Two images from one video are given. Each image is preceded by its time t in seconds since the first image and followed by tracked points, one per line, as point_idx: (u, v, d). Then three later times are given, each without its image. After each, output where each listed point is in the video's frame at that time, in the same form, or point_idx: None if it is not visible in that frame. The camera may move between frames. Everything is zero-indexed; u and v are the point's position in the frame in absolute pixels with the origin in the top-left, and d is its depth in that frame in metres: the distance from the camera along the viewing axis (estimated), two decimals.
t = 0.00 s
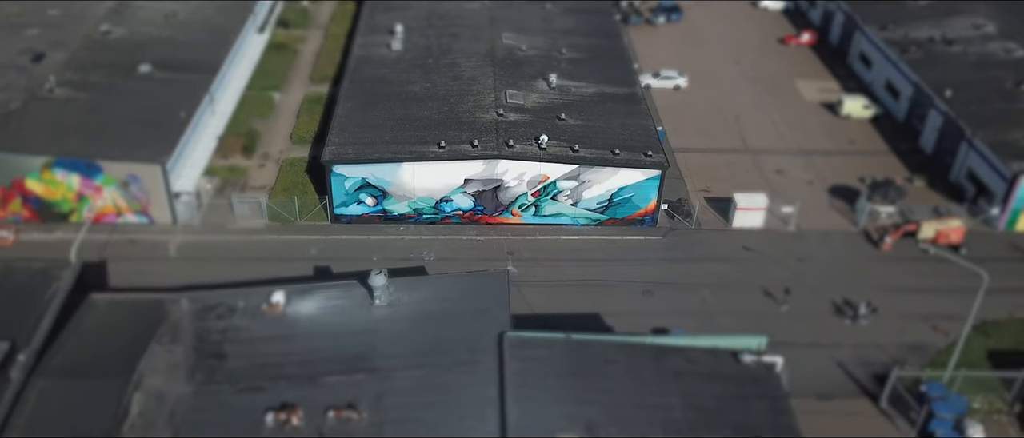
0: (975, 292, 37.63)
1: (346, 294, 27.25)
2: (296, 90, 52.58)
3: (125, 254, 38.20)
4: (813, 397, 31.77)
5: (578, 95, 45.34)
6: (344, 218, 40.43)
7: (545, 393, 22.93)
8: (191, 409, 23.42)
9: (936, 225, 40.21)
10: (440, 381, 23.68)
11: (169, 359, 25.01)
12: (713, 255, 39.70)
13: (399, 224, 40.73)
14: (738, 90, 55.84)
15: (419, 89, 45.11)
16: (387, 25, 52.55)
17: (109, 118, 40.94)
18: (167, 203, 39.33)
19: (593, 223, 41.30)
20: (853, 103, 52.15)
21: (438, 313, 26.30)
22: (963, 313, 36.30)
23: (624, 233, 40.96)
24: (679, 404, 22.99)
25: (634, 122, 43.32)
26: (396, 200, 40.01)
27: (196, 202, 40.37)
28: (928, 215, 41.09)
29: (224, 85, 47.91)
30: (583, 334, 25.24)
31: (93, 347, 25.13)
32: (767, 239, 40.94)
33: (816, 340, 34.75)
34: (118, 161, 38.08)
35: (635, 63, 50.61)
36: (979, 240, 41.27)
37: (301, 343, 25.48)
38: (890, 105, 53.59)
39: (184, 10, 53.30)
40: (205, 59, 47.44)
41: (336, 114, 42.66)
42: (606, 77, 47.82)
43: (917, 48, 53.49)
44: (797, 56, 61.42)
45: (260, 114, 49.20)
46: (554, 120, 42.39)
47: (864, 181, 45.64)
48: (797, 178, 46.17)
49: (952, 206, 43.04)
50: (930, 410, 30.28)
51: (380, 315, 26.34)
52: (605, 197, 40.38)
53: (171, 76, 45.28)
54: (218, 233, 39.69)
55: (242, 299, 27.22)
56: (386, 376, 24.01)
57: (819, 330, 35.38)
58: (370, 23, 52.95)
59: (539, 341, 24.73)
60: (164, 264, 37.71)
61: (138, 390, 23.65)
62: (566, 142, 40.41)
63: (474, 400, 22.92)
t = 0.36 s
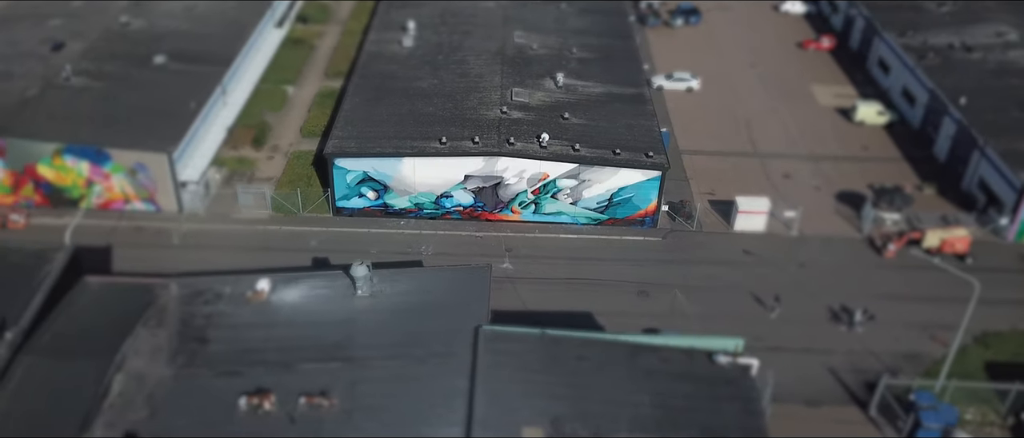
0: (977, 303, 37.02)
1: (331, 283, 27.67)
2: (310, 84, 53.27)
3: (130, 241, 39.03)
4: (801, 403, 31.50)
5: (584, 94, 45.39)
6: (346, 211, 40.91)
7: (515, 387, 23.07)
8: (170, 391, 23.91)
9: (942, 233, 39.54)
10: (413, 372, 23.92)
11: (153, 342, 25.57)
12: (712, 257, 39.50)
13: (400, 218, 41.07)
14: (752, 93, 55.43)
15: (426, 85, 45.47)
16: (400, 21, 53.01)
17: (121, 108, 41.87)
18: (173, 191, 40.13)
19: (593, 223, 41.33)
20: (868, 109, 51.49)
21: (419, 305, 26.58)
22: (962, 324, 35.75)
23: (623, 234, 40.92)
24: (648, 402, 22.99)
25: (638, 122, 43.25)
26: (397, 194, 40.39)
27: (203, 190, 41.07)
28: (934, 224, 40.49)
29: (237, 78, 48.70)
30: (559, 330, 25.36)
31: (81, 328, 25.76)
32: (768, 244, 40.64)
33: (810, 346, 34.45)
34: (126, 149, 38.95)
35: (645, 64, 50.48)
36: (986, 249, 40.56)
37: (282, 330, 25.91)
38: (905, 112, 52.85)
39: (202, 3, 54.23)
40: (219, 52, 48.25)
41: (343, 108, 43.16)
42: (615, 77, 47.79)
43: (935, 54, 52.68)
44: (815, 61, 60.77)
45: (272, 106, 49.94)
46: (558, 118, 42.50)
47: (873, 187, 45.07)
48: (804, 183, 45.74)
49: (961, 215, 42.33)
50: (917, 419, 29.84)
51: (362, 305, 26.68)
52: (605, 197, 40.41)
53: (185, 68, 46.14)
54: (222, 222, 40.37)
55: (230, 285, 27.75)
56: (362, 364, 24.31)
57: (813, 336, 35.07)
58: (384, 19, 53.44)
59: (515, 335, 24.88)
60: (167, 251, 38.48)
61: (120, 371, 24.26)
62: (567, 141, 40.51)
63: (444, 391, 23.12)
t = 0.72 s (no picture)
0: (977, 313, 36.41)
1: (315, 274, 28.07)
2: (323, 79, 53.90)
3: (136, 228, 39.90)
4: (788, 408, 31.21)
5: (590, 94, 45.40)
6: (347, 204, 41.36)
7: (484, 380, 23.21)
8: (149, 373, 24.45)
9: (945, 243, 38.80)
10: (386, 362, 24.17)
11: (138, 325, 26.14)
12: (710, 260, 39.30)
13: (401, 213, 41.43)
14: (765, 97, 55.01)
15: (433, 81, 45.80)
16: (413, 18, 53.43)
17: (133, 98, 42.78)
18: (180, 181, 40.91)
19: (592, 222, 41.31)
20: (881, 115, 50.79)
21: (399, 297, 26.85)
22: (961, 334, 35.19)
23: (622, 234, 40.85)
24: (616, 400, 22.99)
25: (642, 123, 43.12)
26: (398, 189, 40.76)
27: (210, 180, 41.75)
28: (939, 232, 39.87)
29: (250, 71, 49.45)
30: (534, 326, 25.47)
31: (70, 310, 26.52)
32: (768, 248, 40.33)
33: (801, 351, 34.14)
34: (134, 138, 39.79)
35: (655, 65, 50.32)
36: (992, 259, 39.83)
37: (264, 318, 26.36)
38: (920, 119, 52.06)
39: None
40: (232, 46, 49.04)
41: (349, 103, 43.65)
42: (622, 78, 47.71)
43: (953, 61, 51.83)
44: (833, 65, 60.09)
45: (284, 100, 50.64)
46: (560, 118, 42.59)
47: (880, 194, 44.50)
48: (810, 188, 45.30)
49: (968, 224, 41.60)
50: (901, 428, 29.64)
51: (343, 295, 27.03)
52: (604, 197, 40.37)
53: (198, 61, 46.97)
54: (227, 212, 41.05)
55: (218, 272, 28.28)
56: (337, 354, 24.62)
57: (806, 341, 34.75)
58: (397, 16, 53.91)
59: (490, 329, 25.06)
60: (170, 239, 39.23)
61: (103, 352, 24.86)
62: (568, 140, 40.57)
63: (414, 382, 23.34)
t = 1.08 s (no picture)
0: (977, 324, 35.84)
1: (302, 265, 28.43)
2: (334, 74, 54.40)
3: (141, 216, 40.64)
4: (774, 413, 30.95)
5: (595, 94, 45.38)
6: (348, 199, 41.77)
7: (456, 374, 23.35)
8: (131, 356, 24.91)
9: (948, 251, 38.33)
10: (362, 354, 24.38)
11: (125, 310, 26.64)
12: (707, 263, 39.09)
13: (401, 208, 41.76)
14: (776, 101, 54.56)
15: (439, 79, 46.06)
16: (425, 16, 53.74)
17: (143, 90, 43.56)
18: (185, 172, 41.61)
19: (591, 222, 41.29)
20: (893, 121, 50.15)
21: (381, 290, 27.05)
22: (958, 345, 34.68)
23: (621, 234, 40.77)
24: (587, 397, 23.00)
25: (644, 124, 42.98)
26: (398, 185, 41.11)
27: (215, 172, 42.37)
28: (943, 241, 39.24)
29: (261, 65, 50.09)
30: (512, 322, 25.57)
31: (60, 295, 27.17)
32: (767, 252, 40.03)
33: (794, 356, 33.84)
34: (141, 128, 40.54)
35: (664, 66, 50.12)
36: (997, 270, 39.12)
37: (248, 307, 26.75)
38: (934, 126, 51.27)
39: None
40: (244, 40, 49.70)
41: (354, 99, 44.08)
42: (629, 78, 47.59)
43: (968, 67, 51.01)
44: (848, 70, 59.34)
45: (294, 95, 51.24)
46: (562, 117, 42.60)
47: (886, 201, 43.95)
48: (816, 193, 44.87)
49: (975, 233, 40.91)
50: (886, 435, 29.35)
51: (327, 287, 27.34)
52: (603, 197, 40.31)
53: (209, 55, 47.69)
54: (230, 204, 41.67)
55: (207, 261, 28.74)
56: (315, 344, 24.89)
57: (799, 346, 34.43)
58: (409, 14, 54.26)
59: (467, 324, 25.20)
60: (173, 229, 39.88)
61: (89, 336, 25.39)
62: (568, 140, 40.59)
63: (386, 374, 23.54)
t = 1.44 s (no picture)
0: (975, 336, 35.26)
1: (287, 255, 28.84)
2: (347, 70, 54.94)
3: (147, 205, 41.54)
4: (758, 418, 30.76)
5: (600, 94, 45.31)
6: (350, 192, 42.18)
7: (425, 366, 23.53)
8: (113, 338, 25.50)
9: (950, 260, 37.69)
10: (336, 344, 24.68)
11: (112, 294, 27.22)
12: (704, 267, 38.88)
13: (401, 203, 42.23)
14: (788, 105, 54.02)
15: (445, 76, 46.33)
16: (437, 14, 54.04)
17: (154, 81, 44.40)
18: (191, 162, 42.37)
19: (590, 222, 41.21)
20: (905, 128, 49.42)
21: (361, 282, 27.31)
22: (952, 356, 34.16)
23: (619, 235, 40.70)
24: (554, 394, 23.05)
25: (647, 125, 42.81)
26: (399, 180, 41.42)
27: (221, 165, 43.52)
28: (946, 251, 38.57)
29: (272, 59, 50.78)
30: (486, 318, 25.70)
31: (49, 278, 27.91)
32: (766, 257, 39.70)
33: (784, 362, 33.56)
34: (149, 118, 41.35)
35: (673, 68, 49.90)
36: (1001, 281, 38.40)
37: (232, 294, 27.20)
38: (948, 134, 50.38)
39: None
40: (257, 35, 50.43)
41: (360, 94, 44.50)
42: (637, 79, 47.45)
43: (984, 75, 50.09)
44: (865, 76, 58.51)
45: (306, 89, 51.87)
46: (565, 116, 42.59)
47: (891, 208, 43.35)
48: (821, 199, 44.39)
49: (980, 243, 40.19)
50: None
51: (309, 277, 27.70)
52: (602, 197, 40.18)
53: (222, 48, 48.45)
54: (234, 194, 42.36)
55: (196, 249, 29.27)
56: (290, 333, 25.26)
57: (790, 352, 34.13)
58: (421, 11, 54.61)
59: (442, 318, 25.33)
60: (177, 218, 40.61)
61: (75, 318, 26.00)
62: (568, 139, 40.58)
63: (356, 365, 23.82)
